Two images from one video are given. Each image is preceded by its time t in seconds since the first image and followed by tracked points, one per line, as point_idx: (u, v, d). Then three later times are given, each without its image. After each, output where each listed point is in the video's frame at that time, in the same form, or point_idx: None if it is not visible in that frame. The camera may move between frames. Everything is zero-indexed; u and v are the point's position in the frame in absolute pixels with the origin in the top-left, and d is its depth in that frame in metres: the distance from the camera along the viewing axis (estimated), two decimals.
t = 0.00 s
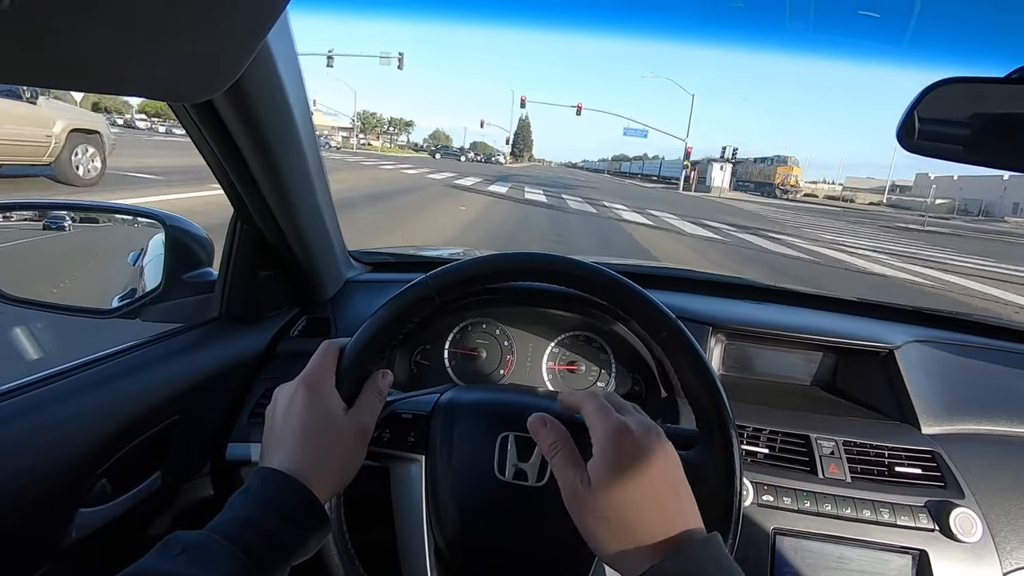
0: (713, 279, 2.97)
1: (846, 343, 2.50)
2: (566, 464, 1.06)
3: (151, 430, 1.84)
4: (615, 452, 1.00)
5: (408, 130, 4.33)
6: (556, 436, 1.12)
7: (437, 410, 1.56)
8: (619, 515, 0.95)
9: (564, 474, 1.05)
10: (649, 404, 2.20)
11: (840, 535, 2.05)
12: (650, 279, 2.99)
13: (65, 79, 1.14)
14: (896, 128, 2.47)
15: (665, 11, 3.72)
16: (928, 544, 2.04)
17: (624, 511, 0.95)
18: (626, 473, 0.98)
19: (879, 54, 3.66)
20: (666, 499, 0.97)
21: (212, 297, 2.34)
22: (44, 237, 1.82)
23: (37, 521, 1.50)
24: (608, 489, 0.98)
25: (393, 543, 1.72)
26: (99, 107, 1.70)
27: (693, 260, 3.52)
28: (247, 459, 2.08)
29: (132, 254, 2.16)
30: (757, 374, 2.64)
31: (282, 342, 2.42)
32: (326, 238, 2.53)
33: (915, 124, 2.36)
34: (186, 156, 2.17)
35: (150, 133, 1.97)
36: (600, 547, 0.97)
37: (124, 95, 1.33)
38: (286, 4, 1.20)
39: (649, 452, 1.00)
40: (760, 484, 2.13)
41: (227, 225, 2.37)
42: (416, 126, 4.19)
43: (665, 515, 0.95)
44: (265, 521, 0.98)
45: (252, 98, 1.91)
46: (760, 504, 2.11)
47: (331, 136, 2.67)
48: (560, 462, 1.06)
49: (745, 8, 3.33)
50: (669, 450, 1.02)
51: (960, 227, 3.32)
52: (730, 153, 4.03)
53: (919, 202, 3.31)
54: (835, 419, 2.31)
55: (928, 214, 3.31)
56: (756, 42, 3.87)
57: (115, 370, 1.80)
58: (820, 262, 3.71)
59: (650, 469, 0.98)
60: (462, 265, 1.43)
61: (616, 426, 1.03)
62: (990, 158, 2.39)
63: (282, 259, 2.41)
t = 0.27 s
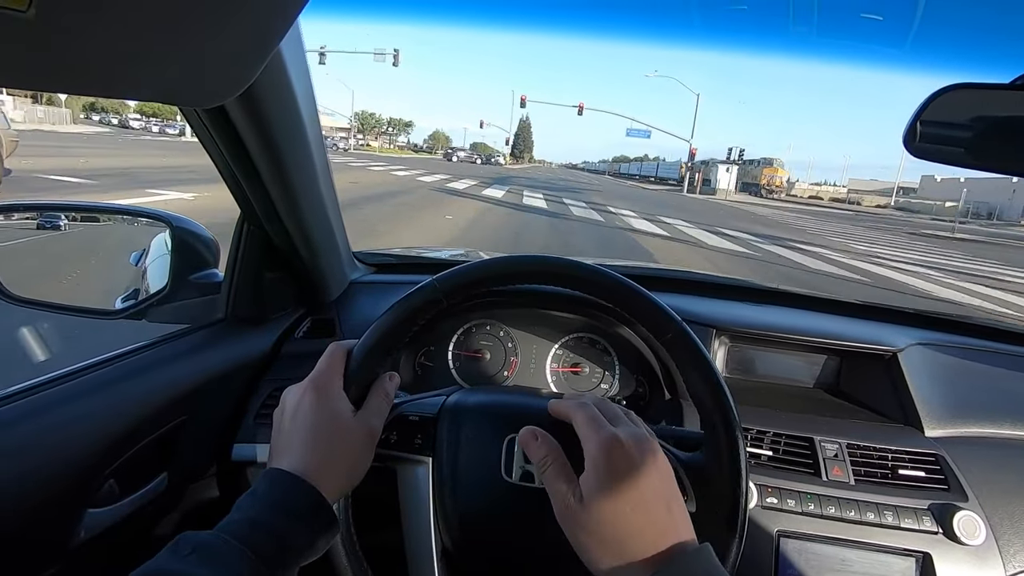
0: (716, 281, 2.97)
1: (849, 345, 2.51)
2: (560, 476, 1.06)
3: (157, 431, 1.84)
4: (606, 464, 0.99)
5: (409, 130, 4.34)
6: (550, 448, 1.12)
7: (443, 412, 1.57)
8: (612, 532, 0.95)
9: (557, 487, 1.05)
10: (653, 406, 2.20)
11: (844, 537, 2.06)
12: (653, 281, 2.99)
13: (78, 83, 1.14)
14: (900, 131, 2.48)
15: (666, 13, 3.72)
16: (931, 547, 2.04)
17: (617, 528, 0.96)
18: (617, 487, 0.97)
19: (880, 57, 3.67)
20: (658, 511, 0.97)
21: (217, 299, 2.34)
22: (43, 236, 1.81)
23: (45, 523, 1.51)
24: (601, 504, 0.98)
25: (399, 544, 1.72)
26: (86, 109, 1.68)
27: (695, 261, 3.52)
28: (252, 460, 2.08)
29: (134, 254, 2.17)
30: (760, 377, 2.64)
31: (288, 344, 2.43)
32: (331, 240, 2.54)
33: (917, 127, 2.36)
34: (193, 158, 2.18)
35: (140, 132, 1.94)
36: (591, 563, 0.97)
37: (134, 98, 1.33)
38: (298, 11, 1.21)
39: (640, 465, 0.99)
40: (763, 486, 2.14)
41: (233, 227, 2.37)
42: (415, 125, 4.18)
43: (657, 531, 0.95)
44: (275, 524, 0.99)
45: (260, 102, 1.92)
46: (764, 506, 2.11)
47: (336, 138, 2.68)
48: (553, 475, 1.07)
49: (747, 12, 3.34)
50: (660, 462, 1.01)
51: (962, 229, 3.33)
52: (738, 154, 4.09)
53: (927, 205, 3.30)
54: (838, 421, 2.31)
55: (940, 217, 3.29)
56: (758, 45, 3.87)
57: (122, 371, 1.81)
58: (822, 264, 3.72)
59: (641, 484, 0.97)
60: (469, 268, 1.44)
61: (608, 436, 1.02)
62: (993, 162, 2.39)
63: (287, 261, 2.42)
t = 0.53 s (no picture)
0: (715, 281, 2.97)
1: (848, 346, 2.50)
2: (606, 465, 0.92)
3: (154, 431, 1.84)
4: (676, 464, 0.87)
5: (409, 130, 4.35)
6: (584, 425, 0.94)
7: (439, 412, 1.57)
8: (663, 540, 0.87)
9: (604, 478, 0.91)
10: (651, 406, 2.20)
11: (843, 538, 2.05)
12: (652, 281, 2.99)
13: (73, 82, 1.15)
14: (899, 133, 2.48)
15: (666, 14, 3.72)
16: (930, 548, 2.03)
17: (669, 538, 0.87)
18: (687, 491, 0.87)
19: (881, 57, 3.66)
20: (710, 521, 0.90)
21: (216, 299, 2.35)
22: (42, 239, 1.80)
23: (41, 522, 1.51)
24: (665, 510, 0.87)
25: (396, 544, 1.72)
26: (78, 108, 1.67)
27: (695, 261, 3.52)
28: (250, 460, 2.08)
29: (136, 254, 2.16)
30: (758, 377, 2.63)
31: (286, 344, 2.43)
32: (329, 240, 2.54)
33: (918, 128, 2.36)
34: (192, 158, 2.18)
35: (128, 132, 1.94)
36: (635, 569, 0.89)
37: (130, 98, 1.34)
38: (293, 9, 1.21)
39: (710, 467, 0.89)
40: (762, 487, 2.13)
41: (231, 226, 2.37)
42: (416, 127, 4.18)
43: (710, 544, 0.89)
44: (269, 523, 0.99)
45: (257, 101, 1.92)
46: (762, 507, 2.11)
47: (335, 138, 2.69)
48: (599, 463, 0.91)
49: (747, 12, 3.34)
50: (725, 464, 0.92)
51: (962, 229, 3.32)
52: (744, 155, 4.06)
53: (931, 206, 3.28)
54: (837, 422, 2.31)
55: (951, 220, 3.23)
56: (758, 45, 3.87)
57: (119, 371, 1.81)
58: (822, 264, 3.71)
59: (706, 492, 0.88)
60: (464, 267, 1.44)
61: (683, 430, 0.89)
62: (995, 162, 2.38)
63: (285, 260, 2.42)
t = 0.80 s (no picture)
0: (721, 283, 2.95)
1: (856, 349, 2.48)
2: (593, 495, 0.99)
3: (157, 431, 1.83)
4: (654, 483, 0.96)
5: (412, 130, 4.33)
6: (573, 460, 1.01)
7: (445, 413, 1.55)
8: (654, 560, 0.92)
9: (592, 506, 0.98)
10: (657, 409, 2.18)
11: (852, 544, 2.03)
12: (657, 282, 2.97)
13: (76, 78, 1.13)
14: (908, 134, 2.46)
15: (672, 13, 3.70)
16: (939, 553, 2.01)
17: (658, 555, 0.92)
18: (661, 512, 0.94)
19: (888, 58, 3.64)
20: (700, 540, 0.95)
21: (219, 298, 2.33)
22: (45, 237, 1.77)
23: (43, 523, 1.49)
24: (648, 528, 0.93)
25: (401, 547, 1.70)
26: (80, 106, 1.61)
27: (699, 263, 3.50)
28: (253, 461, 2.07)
29: (137, 253, 2.14)
30: (764, 380, 2.61)
31: (289, 344, 2.42)
32: (334, 240, 2.53)
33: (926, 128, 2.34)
34: (196, 155, 2.17)
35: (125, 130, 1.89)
36: None
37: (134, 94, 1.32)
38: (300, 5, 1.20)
39: (690, 491, 0.96)
40: (769, 491, 2.11)
41: (235, 225, 2.36)
42: (418, 126, 4.17)
43: (699, 560, 0.94)
44: (275, 527, 0.97)
45: (263, 99, 1.90)
46: (769, 511, 2.09)
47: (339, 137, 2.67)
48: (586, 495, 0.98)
49: (753, 12, 3.32)
50: (707, 491, 0.98)
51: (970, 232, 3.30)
52: (751, 157, 4.09)
53: (938, 208, 3.25)
54: (845, 425, 2.29)
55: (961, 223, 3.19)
56: (763, 45, 3.85)
57: (123, 370, 1.79)
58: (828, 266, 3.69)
59: (687, 509, 0.95)
60: (471, 267, 1.42)
61: (660, 454, 0.98)
62: (1003, 165, 2.34)
63: (289, 260, 2.41)
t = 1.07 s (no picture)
0: (720, 281, 2.96)
1: (855, 347, 2.49)
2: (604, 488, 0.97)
3: (159, 430, 1.84)
4: (665, 477, 0.97)
5: (411, 130, 4.34)
6: (584, 457, 1.00)
7: (445, 412, 1.57)
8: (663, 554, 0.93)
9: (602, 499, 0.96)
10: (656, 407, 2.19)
11: (849, 541, 2.04)
12: (656, 281, 2.98)
13: (79, 81, 1.14)
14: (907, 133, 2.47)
15: (672, 12, 3.70)
16: (937, 551, 2.02)
17: (667, 550, 0.93)
18: (670, 507, 0.95)
19: (888, 57, 3.63)
20: (708, 536, 0.96)
21: (221, 297, 2.34)
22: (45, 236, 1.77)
23: (46, 521, 1.51)
24: (659, 522, 0.94)
25: (401, 543, 1.72)
26: (73, 105, 1.59)
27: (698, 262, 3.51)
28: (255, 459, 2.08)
29: (140, 253, 2.16)
30: (763, 378, 2.63)
31: (290, 343, 2.43)
32: (334, 239, 2.54)
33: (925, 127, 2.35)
34: (197, 156, 2.18)
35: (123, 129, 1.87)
36: None
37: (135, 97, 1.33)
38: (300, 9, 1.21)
39: (699, 487, 0.98)
40: (767, 489, 2.12)
41: (236, 224, 2.37)
42: (417, 126, 4.18)
43: (707, 556, 0.95)
44: (275, 524, 0.98)
45: (263, 100, 1.91)
46: (767, 509, 2.10)
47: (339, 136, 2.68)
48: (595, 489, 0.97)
49: (752, 11, 3.32)
50: (715, 490, 0.99)
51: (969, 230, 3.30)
52: (756, 158, 4.03)
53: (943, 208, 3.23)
54: (843, 423, 2.30)
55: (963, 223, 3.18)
56: (763, 44, 3.85)
57: (125, 369, 1.81)
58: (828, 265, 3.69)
59: (697, 503, 0.96)
60: (470, 267, 1.43)
61: (671, 452, 1.00)
62: (1004, 164, 2.36)
63: (290, 259, 2.42)
